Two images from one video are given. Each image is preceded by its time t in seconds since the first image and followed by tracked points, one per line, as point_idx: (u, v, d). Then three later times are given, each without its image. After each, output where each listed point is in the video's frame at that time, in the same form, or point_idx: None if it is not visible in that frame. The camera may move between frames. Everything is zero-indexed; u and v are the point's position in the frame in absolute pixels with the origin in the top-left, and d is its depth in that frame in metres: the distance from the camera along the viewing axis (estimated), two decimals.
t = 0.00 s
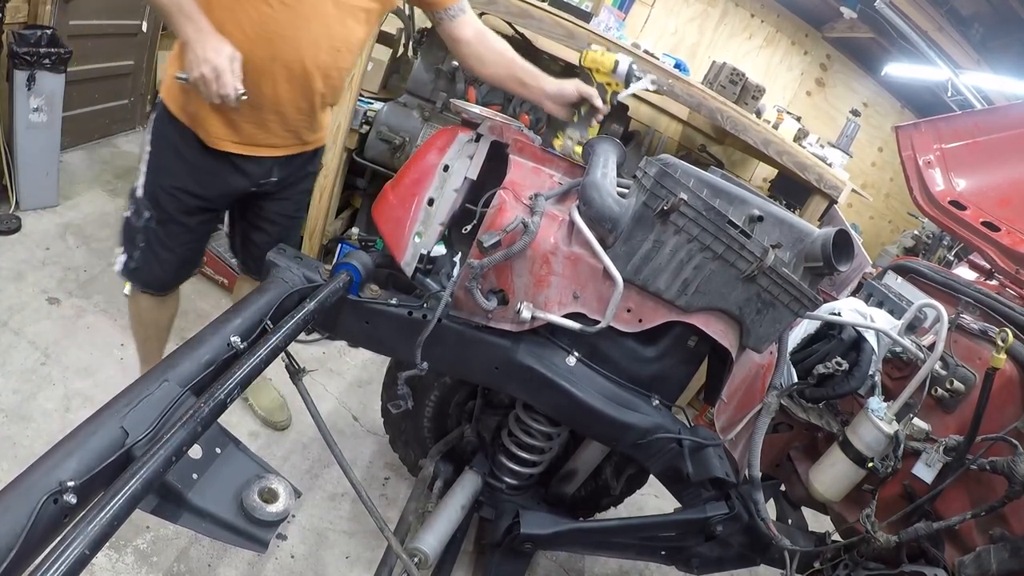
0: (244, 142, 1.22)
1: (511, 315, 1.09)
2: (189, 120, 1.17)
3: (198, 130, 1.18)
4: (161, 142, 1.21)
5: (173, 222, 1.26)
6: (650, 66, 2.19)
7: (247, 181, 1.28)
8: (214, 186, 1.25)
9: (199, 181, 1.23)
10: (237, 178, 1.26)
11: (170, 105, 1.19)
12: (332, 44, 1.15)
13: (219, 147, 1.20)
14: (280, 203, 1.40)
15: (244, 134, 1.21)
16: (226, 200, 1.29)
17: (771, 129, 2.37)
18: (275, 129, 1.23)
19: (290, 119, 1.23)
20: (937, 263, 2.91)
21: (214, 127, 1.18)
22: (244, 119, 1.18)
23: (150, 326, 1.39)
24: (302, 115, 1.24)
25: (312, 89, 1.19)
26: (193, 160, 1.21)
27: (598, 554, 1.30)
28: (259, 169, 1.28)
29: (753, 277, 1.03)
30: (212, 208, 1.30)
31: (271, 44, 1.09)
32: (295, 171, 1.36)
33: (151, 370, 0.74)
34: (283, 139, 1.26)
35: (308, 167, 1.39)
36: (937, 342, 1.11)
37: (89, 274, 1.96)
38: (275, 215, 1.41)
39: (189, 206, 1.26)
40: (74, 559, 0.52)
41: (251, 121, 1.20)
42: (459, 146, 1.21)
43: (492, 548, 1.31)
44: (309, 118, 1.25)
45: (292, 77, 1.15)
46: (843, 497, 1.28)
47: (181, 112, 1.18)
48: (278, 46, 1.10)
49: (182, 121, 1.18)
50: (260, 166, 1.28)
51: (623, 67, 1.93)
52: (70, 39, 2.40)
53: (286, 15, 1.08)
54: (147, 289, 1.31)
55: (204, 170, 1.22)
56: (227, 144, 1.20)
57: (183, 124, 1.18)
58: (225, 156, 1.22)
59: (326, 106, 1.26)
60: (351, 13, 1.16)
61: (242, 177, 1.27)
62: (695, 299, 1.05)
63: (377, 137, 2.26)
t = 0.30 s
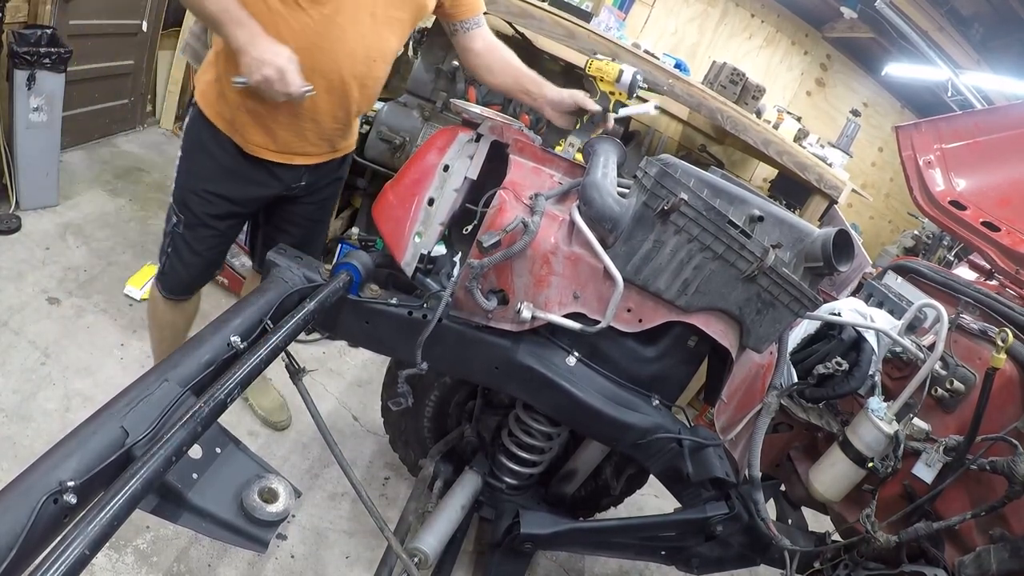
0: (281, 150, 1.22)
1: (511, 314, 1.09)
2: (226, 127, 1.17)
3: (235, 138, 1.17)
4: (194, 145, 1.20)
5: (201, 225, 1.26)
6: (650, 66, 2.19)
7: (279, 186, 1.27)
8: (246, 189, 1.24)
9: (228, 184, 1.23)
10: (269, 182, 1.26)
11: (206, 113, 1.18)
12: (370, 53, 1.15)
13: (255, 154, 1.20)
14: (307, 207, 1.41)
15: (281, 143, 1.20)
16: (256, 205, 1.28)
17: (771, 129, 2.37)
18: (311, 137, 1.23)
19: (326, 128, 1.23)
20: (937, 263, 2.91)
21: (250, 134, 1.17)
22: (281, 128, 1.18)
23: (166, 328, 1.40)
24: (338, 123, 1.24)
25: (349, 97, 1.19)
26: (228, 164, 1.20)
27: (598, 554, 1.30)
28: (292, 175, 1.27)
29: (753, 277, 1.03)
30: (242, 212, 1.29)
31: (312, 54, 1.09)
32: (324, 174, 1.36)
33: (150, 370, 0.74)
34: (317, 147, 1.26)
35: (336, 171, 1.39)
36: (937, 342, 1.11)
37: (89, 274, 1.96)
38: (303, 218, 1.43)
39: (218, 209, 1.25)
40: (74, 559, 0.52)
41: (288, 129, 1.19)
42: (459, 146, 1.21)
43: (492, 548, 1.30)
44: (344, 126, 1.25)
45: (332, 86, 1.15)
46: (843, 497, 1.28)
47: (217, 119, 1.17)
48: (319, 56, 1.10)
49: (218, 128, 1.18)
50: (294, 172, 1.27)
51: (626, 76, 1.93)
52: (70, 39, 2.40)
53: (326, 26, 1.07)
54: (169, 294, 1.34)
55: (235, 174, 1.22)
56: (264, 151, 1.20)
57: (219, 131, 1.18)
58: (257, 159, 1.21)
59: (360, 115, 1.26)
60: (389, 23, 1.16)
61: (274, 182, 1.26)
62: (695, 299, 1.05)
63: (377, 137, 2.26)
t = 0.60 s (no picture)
0: (300, 153, 1.21)
1: (511, 315, 1.09)
2: (245, 134, 1.16)
3: (255, 143, 1.17)
4: (208, 149, 1.19)
5: (216, 232, 1.25)
6: (650, 66, 2.20)
7: (295, 190, 1.28)
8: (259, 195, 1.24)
9: (244, 190, 1.22)
10: (285, 186, 1.25)
11: (222, 121, 1.16)
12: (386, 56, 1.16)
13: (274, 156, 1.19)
14: (318, 209, 1.41)
15: (301, 146, 1.20)
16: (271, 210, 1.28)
17: (771, 129, 2.37)
18: (330, 140, 1.23)
19: (343, 131, 1.23)
20: (937, 263, 2.91)
21: (270, 137, 1.16)
22: (301, 132, 1.18)
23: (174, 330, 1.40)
24: (355, 126, 1.24)
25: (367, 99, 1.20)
26: (244, 169, 1.20)
27: (598, 554, 1.30)
28: (307, 178, 1.28)
29: (753, 276, 1.03)
30: (258, 218, 1.28)
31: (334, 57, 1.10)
32: (335, 177, 1.36)
33: (150, 370, 0.74)
34: (333, 152, 1.26)
35: (348, 173, 1.40)
36: (937, 342, 1.11)
37: (89, 274, 1.96)
38: (314, 221, 1.44)
39: (233, 215, 1.24)
40: (74, 560, 0.52)
41: (307, 133, 1.18)
42: (459, 146, 1.21)
43: (492, 547, 1.30)
44: (360, 128, 1.26)
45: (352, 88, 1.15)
46: (843, 497, 1.28)
47: (232, 124, 1.16)
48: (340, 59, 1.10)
49: (234, 133, 1.16)
50: (309, 175, 1.28)
51: (626, 78, 1.93)
52: (70, 39, 2.40)
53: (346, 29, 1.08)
54: (182, 301, 1.34)
55: (251, 179, 1.21)
56: (283, 154, 1.20)
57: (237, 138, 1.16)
58: (271, 161, 1.21)
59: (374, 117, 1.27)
60: (405, 25, 1.16)
61: (290, 186, 1.26)
62: (695, 299, 1.05)
63: (377, 137, 2.26)
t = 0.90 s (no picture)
0: (304, 150, 1.22)
1: (511, 314, 1.09)
2: (247, 138, 1.16)
3: (258, 145, 1.17)
4: (208, 153, 1.19)
5: (222, 238, 1.24)
6: (650, 66, 2.20)
7: (296, 190, 1.27)
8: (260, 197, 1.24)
9: (248, 194, 1.22)
10: (288, 188, 1.26)
11: (223, 125, 1.17)
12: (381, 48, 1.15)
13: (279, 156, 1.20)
14: (317, 207, 1.42)
15: (305, 143, 1.20)
16: (275, 212, 1.28)
17: (771, 129, 2.37)
18: (332, 136, 1.23)
19: (346, 125, 1.23)
20: (937, 263, 2.91)
21: (272, 137, 1.17)
22: (303, 129, 1.18)
23: (177, 330, 1.40)
24: (357, 119, 1.23)
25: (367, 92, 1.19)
26: (246, 172, 1.20)
27: (597, 554, 1.30)
28: (307, 177, 1.27)
29: (753, 277, 1.02)
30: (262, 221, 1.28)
31: (329, 54, 1.09)
32: (335, 177, 1.36)
33: (150, 370, 0.74)
34: (338, 147, 1.26)
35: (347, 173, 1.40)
36: (937, 342, 1.11)
37: (89, 274, 1.96)
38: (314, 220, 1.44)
39: (239, 220, 1.24)
40: (74, 559, 0.52)
41: (309, 131, 1.18)
42: (458, 146, 1.20)
43: (492, 548, 1.29)
44: (362, 121, 1.25)
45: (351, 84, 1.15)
46: (843, 497, 1.28)
47: (233, 127, 1.16)
48: (336, 55, 1.10)
49: (235, 137, 1.17)
50: (308, 174, 1.27)
51: (627, 77, 1.94)
52: (70, 39, 2.40)
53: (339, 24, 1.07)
54: (190, 308, 1.33)
55: (253, 183, 1.21)
56: (287, 151, 1.20)
57: (240, 142, 1.17)
58: (273, 162, 1.21)
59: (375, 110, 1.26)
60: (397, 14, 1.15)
61: (293, 188, 1.26)
62: (695, 299, 1.05)
63: (377, 137, 2.26)
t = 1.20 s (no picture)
0: (279, 145, 1.21)
1: (511, 314, 1.09)
2: (220, 135, 1.16)
3: (232, 142, 1.17)
4: (182, 151, 1.19)
5: (201, 239, 1.25)
6: (650, 66, 2.20)
7: (275, 186, 1.27)
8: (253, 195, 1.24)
9: (224, 193, 1.22)
10: (263, 184, 1.25)
11: (196, 124, 1.16)
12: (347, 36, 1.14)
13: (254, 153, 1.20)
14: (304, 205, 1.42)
15: (279, 139, 1.20)
16: (251, 209, 1.28)
17: (771, 129, 2.37)
18: (306, 129, 1.23)
19: (318, 117, 1.22)
20: (937, 263, 2.91)
21: (245, 133, 1.16)
22: (276, 123, 1.17)
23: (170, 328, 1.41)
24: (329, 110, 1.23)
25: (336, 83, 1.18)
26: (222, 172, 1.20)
27: (597, 554, 1.30)
28: (284, 172, 1.27)
29: (753, 277, 1.02)
30: (240, 219, 1.28)
31: (293, 46, 1.08)
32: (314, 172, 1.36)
33: (150, 370, 0.74)
34: (312, 140, 1.26)
35: (325, 166, 1.39)
36: (937, 342, 1.11)
37: (89, 274, 1.96)
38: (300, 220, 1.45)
39: (216, 220, 1.24)
40: (74, 559, 0.52)
41: (282, 125, 1.18)
42: (459, 146, 1.20)
43: (492, 548, 1.29)
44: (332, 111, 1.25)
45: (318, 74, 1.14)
46: (843, 497, 1.28)
47: (206, 126, 1.15)
48: (299, 46, 1.09)
49: (209, 136, 1.16)
50: (285, 170, 1.27)
51: (627, 77, 1.93)
52: (70, 39, 2.40)
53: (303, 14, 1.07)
54: (174, 310, 1.34)
55: (229, 182, 1.21)
56: (264, 148, 1.20)
57: (214, 140, 1.16)
58: (248, 160, 1.21)
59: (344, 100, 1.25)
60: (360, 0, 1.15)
61: (269, 184, 1.26)
62: (695, 300, 1.05)
63: (377, 137, 2.26)
